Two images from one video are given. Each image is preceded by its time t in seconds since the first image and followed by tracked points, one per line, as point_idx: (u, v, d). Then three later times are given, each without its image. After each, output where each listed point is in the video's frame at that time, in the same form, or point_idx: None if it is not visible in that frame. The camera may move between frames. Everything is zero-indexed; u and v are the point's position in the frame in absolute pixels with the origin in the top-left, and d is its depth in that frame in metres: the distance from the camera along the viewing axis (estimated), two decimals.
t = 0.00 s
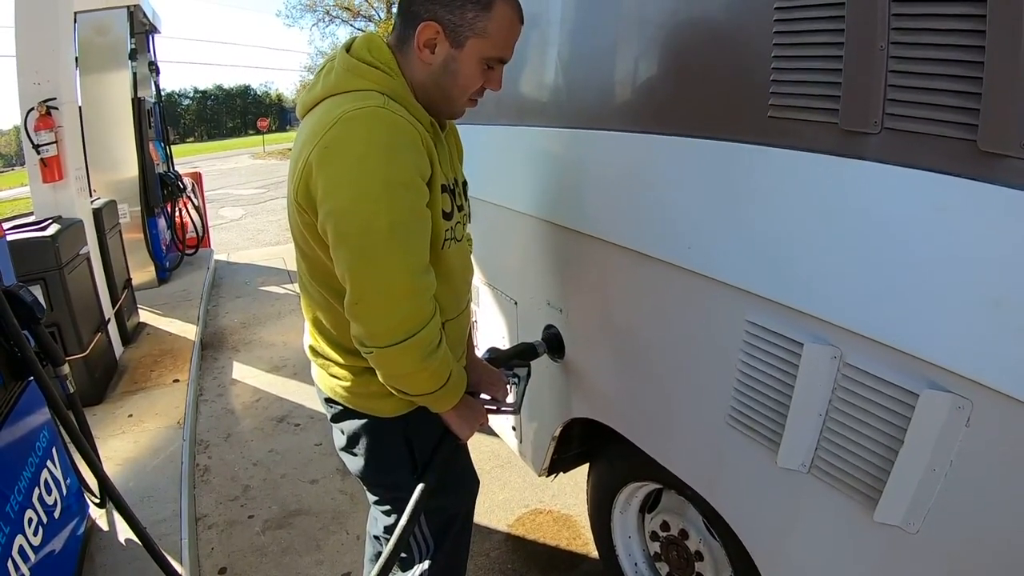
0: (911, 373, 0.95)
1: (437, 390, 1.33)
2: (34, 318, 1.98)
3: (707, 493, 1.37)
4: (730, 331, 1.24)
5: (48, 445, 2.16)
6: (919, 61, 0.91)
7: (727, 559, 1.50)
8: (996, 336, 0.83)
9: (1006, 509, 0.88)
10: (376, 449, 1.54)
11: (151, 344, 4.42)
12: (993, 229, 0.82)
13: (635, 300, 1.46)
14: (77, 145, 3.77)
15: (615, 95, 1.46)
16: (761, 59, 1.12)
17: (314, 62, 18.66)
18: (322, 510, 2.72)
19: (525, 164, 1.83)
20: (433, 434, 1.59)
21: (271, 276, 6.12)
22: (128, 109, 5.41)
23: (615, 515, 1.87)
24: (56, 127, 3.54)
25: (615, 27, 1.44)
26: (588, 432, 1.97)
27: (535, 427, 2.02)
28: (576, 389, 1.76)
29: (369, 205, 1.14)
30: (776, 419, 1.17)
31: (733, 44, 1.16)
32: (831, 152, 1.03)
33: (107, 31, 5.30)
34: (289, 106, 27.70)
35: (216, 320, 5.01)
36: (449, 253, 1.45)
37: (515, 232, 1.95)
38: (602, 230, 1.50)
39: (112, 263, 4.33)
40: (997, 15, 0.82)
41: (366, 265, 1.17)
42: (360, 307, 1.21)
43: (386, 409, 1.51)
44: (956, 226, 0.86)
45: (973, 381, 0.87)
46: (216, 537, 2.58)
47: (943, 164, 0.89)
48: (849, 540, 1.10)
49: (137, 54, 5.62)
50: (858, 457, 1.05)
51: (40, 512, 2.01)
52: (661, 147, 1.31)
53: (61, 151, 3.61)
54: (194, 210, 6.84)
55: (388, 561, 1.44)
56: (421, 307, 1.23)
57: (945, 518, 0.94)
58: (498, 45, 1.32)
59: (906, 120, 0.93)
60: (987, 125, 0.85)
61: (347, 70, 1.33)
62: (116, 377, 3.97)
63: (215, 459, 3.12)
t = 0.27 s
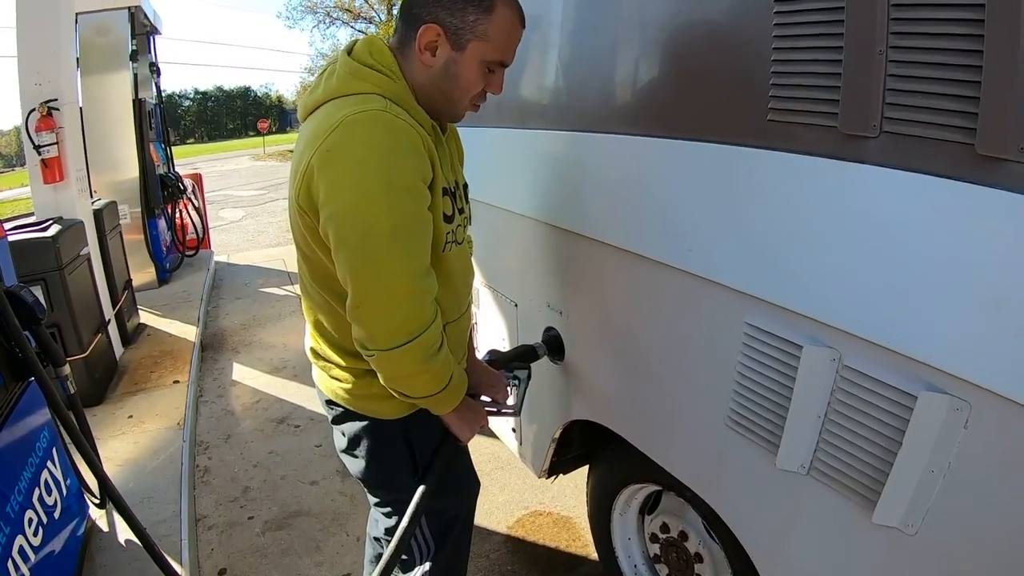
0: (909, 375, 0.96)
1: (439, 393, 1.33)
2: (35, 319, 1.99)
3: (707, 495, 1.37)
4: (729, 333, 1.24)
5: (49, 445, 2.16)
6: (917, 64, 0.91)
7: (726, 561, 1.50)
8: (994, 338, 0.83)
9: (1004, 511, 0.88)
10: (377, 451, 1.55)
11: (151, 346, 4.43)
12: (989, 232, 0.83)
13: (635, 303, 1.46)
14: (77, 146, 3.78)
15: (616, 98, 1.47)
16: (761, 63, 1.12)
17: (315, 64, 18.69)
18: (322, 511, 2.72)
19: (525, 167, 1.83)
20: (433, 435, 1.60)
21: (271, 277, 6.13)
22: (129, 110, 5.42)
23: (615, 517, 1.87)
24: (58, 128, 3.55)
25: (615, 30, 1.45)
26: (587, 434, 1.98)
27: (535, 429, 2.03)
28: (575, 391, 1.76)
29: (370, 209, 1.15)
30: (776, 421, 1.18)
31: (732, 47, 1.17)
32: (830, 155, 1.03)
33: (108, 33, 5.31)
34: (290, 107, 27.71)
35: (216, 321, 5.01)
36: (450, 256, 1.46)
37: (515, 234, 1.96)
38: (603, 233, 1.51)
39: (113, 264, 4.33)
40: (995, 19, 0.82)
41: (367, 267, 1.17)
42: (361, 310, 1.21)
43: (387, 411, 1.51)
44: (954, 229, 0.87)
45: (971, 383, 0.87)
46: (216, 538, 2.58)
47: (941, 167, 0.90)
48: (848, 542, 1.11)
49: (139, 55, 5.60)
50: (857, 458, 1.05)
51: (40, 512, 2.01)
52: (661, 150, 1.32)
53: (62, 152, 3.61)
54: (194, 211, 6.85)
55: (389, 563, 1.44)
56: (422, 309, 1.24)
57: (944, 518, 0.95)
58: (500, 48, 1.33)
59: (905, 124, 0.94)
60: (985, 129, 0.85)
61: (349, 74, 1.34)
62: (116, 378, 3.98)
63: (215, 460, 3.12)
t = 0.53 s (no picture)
0: (907, 377, 0.96)
1: (440, 394, 1.33)
2: (35, 319, 1.99)
3: (706, 496, 1.37)
4: (728, 334, 1.24)
5: (48, 446, 2.16)
6: (917, 67, 0.92)
7: (725, 562, 1.50)
8: (992, 339, 0.84)
9: (1002, 512, 0.88)
10: (377, 452, 1.55)
11: (151, 346, 4.43)
12: (987, 234, 0.84)
13: (635, 304, 1.47)
14: (77, 146, 3.78)
15: (616, 101, 1.47)
16: (761, 65, 1.13)
17: (315, 66, 18.71)
18: (321, 512, 2.72)
19: (525, 169, 1.84)
20: (433, 437, 1.60)
21: (271, 278, 6.13)
22: (129, 111, 5.42)
23: (614, 519, 1.87)
24: (58, 128, 3.55)
25: (615, 33, 1.46)
26: (587, 436, 1.98)
27: (535, 431, 2.03)
28: (575, 393, 1.77)
29: (373, 210, 1.15)
30: (775, 422, 1.18)
31: (731, 50, 1.17)
32: (829, 157, 1.04)
33: (109, 34, 5.31)
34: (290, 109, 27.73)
35: (216, 322, 5.01)
36: (451, 258, 1.46)
37: (515, 236, 1.96)
38: (603, 234, 1.51)
39: (112, 264, 4.33)
40: (994, 23, 0.83)
41: (370, 269, 1.18)
42: (364, 311, 1.22)
43: (388, 412, 1.51)
44: (953, 231, 0.87)
45: (970, 384, 0.88)
46: (215, 539, 2.58)
47: (940, 170, 0.90)
48: (847, 543, 1.11)
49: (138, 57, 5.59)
50: (857, 460, 1.06)
51: (39, 513, 2.01)
52: (661, 152, 1.32)
53: (62, 153, 3.61)
54: (194, 212, 6.85)
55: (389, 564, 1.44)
56: (424, 311, 1.24)
57: (942, 519, 0.95)
58: (478, 20, 1.29)
59: (903, 127, 0.94)
60: (984, 132, 0.86)
61: (352, 74, 1.35)
62: (115, 379, 3.98)
63: (214, 461, 3.13)
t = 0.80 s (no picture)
0: (906, 378, 0.96)
1: (440, 395, 1.34)
2: (35, 320, 1.99)
3: (705, 497, 1.38)
4: (727, 336, 1.25)
5: (47, 446, 2.16)
6: (915, 70, 0.92)
7: (724, 563, 1.51)
8: (989, 340, 0.84)
9: (999, 513, 0.89)
10: (377, 453, 1.55)
11: (150, 347, 4.43)
12: (984, 236, 0.84)
13: (635, 306, 1.47)
14: (77, 146, 3.78)
15: (615, 102, 1.48)
16: (760, 68, 1.13)
17: (314, 67, 18.73)
18: (320, 513, 2.73)
19: (524, 170, 1.84)
20: (433, 437, 1.60)
21: (270, 279, 6.14)
22: (129, 112, 5.43)
23: (613, 520, 1.88)
24: (57, 128, 3.55)
25: (614, 35, 1.46)
26: (586, 437, 1.98)
27: (534, 432, 2.03)
28: (574, 394, 1.77)
29: (375, 211, 1.16)
30: (774, 423, 1.19)
31: (730, 53, 1.18)
32: (828, 160, 1.04)
33: (108, 34, 5.31)
34: (289, 109, 27.72)
35: (215, 323, 5.01)
36: (451, 259, 1.47)
37: (515, 237, 1.96)
38: (602, 235, 1.51)
39: (112, 265, 4.33)
40: (992, 27, 0.83)
41: (372, 269, 1.18)
42: (365, 311, 1.22)
43: (389, 412, 1.51)
44: (951, 234, 0.88)
45: (968, 386, 0.88)
46: (214, 540, 2.58)
47: (938, 173, 0.91)
48: (846, 543, 1.11)
49: (138, 57, 5.59)
50: (855, 461, 1.06)
51: (39, 513, 2.01)
52: (661, 154, 1.33)
53: (62, 153, 3.61)
54: (193, 213, 6.86)
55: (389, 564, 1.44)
56: (425, 312, 1.24)
57: (940, 520, 0.96)
58: None
59: (901, 129, 0.95)
60: (981, 134, 0.86)
61: (355, 75, 1.35)
62: (114, 379, 3.98)
63: (213, 462, 3.13)
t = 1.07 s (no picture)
0: (905, 379, 0.97)
1: (440, 396, 1.34)
2: (36, 320, 1.99)
3: (705, 498, 1.38)
4: (727, 337, 1.25)
5: (47, 446, 2.17)
6: (915, 73, 0.93)
7: (723, 564, 1.51)
8: (989, 342, 0.85)
9: (998, 514, 0.89)
10: (377, 453, 1.55)
11: (150, 347, 4.43)
12: (983, 238, 0.85)
13: (635, 307, 1.47)
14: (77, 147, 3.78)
15: (615, 104, 1.48)
16: (760, 71, 1.14)
17: (314, 67, 18.74)
18: (320, 514, 2.73)
19: (524, 172, 1.85)
20: (433, 438, 1.60)
21: (270, 280, 6.14)
22: (129, 112, 5.43)
23: (613, 521, 1.88)
24: (58, 129, 3.55)
25: (614, 37, 1.47)
26: (586, 438, 1.99)
27: (534, 433, 2.03)
28: (574, 396, 1.77)
29: (375, 213, 1.16)
30: (774, 424, 1.19)
31: (731, 55, 1.18)
32: (828, 162, 1.05)
33: (109, 34, 5.31)
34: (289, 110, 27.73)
35: (214, 324, 5.01)
36: (451, 260, 1.47)
37: (515, 239, 1.97)
38: (602, 237, 1.52)
39: (111, 265, 4.34)
40: (991, 30, 0.84)
41: (372, 271, 1.18)
42: (365, 312, 1.22)
43: (389, 413, 1.52)
44: (950, 236, 0.88)
45: (967, 387, 0.89)
46: (213, 540, 2.58)
47: (937, 175, 0.91)
48: (845, 544, 1.12)
49: (138, 57, 5.61)
50: (854, 462, 1.06)
51: (39, 513, 2.02)
52: (661, 155, 1.33)
53: (62, 153, 3.61)
54: (193, 213, 6.86)
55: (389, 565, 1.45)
56: (425, 313, 1.25)
57: (939, 521, 0.96)
58: None
59: (901, 132, 0.95)
60: (980, 137, 0.87)
61: (355, 77, 1.35)
62: (114, 379, 3.98)
63: (213, 463, 3.13)
